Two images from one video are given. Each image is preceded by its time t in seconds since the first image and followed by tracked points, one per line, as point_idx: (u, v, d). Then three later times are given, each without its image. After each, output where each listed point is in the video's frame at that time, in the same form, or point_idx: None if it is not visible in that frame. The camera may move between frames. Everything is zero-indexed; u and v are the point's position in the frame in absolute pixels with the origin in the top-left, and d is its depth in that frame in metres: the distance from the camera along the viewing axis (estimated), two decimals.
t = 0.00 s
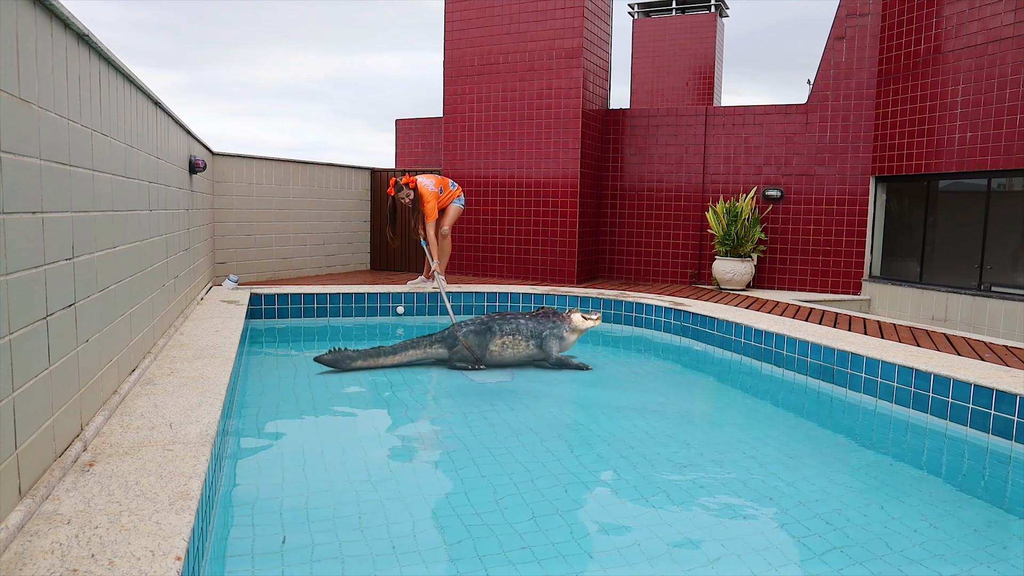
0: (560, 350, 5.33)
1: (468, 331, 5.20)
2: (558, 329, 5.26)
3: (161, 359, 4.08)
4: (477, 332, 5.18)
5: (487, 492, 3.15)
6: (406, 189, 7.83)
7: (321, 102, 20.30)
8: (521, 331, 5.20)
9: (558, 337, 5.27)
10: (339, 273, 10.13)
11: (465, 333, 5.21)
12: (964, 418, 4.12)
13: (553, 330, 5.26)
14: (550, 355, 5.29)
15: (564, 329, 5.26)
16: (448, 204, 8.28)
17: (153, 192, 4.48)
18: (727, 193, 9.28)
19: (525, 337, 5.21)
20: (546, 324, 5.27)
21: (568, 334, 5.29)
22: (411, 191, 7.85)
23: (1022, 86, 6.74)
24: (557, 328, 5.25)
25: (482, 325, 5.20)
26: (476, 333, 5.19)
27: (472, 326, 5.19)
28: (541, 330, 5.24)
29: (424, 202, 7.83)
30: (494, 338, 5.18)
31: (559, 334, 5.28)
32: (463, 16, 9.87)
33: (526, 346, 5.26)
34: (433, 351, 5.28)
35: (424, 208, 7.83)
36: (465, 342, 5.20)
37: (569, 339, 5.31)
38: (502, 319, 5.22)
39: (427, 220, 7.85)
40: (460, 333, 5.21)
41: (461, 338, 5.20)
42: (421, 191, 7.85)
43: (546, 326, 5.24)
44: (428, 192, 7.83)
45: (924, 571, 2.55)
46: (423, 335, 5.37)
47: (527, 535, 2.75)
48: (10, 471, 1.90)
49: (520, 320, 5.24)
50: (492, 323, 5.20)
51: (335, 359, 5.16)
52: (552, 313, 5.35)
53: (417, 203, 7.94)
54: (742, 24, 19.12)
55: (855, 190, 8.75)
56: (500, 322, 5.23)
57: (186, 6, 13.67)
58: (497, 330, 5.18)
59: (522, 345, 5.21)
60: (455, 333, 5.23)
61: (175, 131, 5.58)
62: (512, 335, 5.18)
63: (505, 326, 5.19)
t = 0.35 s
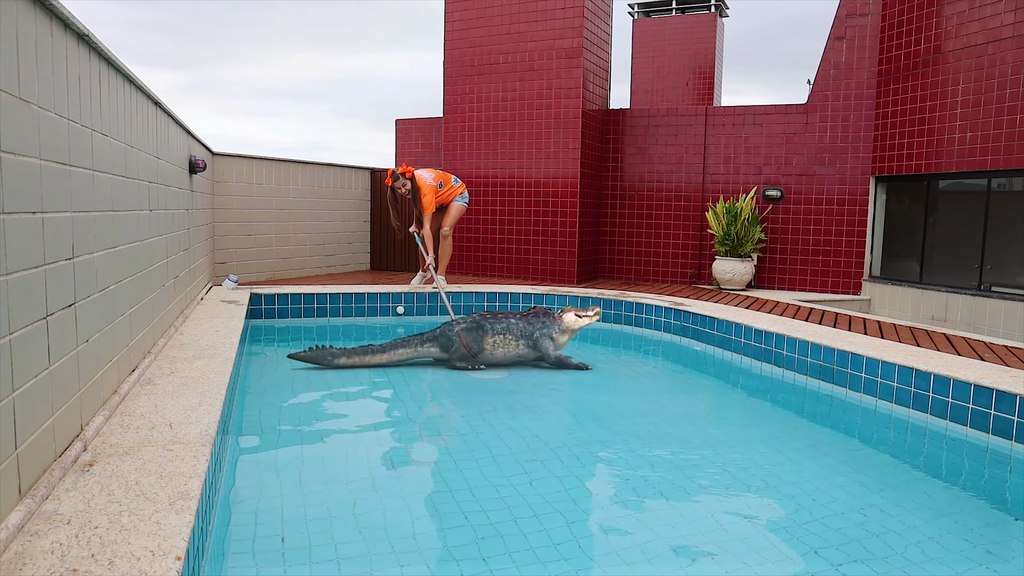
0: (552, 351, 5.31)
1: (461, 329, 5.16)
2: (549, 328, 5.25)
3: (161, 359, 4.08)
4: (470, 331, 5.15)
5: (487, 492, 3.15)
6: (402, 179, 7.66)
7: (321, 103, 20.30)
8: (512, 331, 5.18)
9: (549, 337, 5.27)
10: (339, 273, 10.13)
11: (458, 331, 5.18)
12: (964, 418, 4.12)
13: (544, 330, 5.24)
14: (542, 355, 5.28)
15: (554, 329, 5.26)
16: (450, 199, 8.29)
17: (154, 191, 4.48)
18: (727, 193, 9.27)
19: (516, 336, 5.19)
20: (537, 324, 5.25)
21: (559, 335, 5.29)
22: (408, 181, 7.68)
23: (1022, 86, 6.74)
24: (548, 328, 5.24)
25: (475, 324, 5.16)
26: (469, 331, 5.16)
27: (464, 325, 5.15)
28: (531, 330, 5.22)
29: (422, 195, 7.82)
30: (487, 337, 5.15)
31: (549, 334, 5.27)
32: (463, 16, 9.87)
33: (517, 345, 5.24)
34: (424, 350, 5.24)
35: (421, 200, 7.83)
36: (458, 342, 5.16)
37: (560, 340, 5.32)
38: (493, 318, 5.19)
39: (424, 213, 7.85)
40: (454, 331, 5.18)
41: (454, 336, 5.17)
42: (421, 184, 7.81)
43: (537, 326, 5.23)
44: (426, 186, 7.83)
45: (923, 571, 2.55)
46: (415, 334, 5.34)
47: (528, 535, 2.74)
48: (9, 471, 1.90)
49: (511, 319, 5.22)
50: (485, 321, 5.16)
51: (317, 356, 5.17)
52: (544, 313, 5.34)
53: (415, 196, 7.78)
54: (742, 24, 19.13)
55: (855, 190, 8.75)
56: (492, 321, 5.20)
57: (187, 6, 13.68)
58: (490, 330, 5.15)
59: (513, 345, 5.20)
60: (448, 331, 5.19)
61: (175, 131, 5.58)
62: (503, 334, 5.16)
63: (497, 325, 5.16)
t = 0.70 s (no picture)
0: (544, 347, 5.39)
1: (455, 327, 5.20)
2: (542, 324, 5.27)
3: (161, 359, 4.09)
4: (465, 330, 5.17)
5: (487, 492, 3.16)
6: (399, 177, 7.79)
7: (321, 102, 20.30)
8: (505, 330, 5.23)
9: (542, 333, 5.29)
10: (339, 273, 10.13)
11: (453, 329, 5.22)
12: (964, 418, 4.12)
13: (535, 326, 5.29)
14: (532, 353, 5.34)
15: (546, 325, 5.27)
16: (448, 200, 8.32)
17: (154, 191, 4.48)
18: (727, 193, 9.28)
19: (509, 335, 5.25)
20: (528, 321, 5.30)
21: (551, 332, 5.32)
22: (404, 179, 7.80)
23: (1022, 86, 6.74)
24: (540, 324, 5.26)
25: (470, 322, 5.19)
26: (464, 329, 5.19)
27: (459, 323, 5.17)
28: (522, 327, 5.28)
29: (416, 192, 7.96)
30: (481, 335, 5.20)
31: (541, 330, 5.29)
32: (463, 16, 9.87)
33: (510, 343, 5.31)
34: (418, 346, 5.28)
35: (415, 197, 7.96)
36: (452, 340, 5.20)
37: (553, 336, 5.33)
38: (487, 317, 5.23)
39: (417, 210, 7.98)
40: (449, 329, 5.21)
41: (449, 334, 5.21)
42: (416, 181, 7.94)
43: (529, 323, 5.26)
44: (422, 182, 7.98)
45: (924, 571, 2.55)
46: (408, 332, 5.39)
47: (527, 535, 2.75)
48: (10, 471, 1.90)
49: (505, 318, 5.26)
50: (479, 320, 5.20)
51: (313, 351, 5.35)
52: (536, 309, 5.36)
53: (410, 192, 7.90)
54: (742, 24, 19.13)
55: (855, 190, 8.74)
56: (486, 320, 5.24)
57: (187, 6, 13.69)
58: (484, 328, 5.19)
59: (507, 344, 5.26)
60: (443, 328, 5.23)
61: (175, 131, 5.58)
62: (497, 333, 5.22)
63: (491, 324, 5.21)
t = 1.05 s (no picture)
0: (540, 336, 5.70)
1: (453, 318, 5.48)
2: (536, 314, 5.55)
3: (161, 359, 4.08)
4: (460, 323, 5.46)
5: (487, 492, 3.15)
6: (394, 172, 7.97)
7: (321, 102, 20.29)
8: (500, 322, 5.51)
9: (535, 323, 5.56)
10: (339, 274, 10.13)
11: (451, 320, 5.50)
12: (964, 418, 4.12)
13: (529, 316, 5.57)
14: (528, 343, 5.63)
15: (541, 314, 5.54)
16: (448, 199, 8.29)
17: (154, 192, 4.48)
18: (727, 193, 9.27)
19: (504, 326, 5.54)
20: (522, 311, 5.59)
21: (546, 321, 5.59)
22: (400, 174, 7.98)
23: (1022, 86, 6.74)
24: (534, 313, 5.53)
25: (467, 314, 5.49)
26: (462, 321, 5.47)
27: (455, 315, 5.44)
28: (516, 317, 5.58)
29: (414, 188, 8.01)
30: (479, 326, 5.48)
31: (536, 319, 5.56)
32: (463, 16, 9.87)
33: (506, 333, 5.61)
34: (416, 337, 5.56)
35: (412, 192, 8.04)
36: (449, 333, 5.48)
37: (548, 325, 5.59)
38: (484, 309, 5.53)
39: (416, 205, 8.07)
40: (446, 320, 5.49)
41: (448, 325, 5.49)
42: (413, 176, 8.02)
43: (523, 312, 5.55)
44: (421, 179, 7.99)
45: (924, 571, 2.55)
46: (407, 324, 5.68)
47: (527, 535, 2.74)
48: (10, 471, 1.90)
49: (501, 311, 5.56)
50: (476, 312, 5.49)
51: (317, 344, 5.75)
52: (531, 301, 5.63)
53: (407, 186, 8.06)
54: (742, 25, 19.12)
55: (855, 190, 8.74)
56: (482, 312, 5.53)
57: (188, 6, 13.71)
58: (481, 319, 5.48)
59: (503, 336, 5.55)
60: (441, 320, 5.51)
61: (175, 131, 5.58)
62: (492, 326, 5.50)
63: (487, 315, 5.50)
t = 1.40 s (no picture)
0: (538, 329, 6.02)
1: (452, 311, 5.84)
2: (534, 306, 5.89)
3: (161, 359, 4.08)
4: (459, 315, 5.82)
5: (487, 492, 3.16)
6: (394, 171, 7.87)
7: (321, 102, 20.28)
8: (498, 315, 5.88)
9: (533, 315, 5.90)
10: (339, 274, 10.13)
11: (450, 313, 5.85)
12: (964, 418, 4.12)
13: (528, 308, 5.93)
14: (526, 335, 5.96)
15: (538, 306, 5.88)
16: (450, 199, 8.30)
17: (154, 192, 4.47)
18: (727, 193, 9.27)
19: (503, 319, 5.90)
20: (520, 304, 5.93)
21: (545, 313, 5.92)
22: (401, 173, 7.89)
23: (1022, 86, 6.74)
24: (532, 305, 5.87)
25: (466, 306, 5.85)
26: (461, 313, 5.83)
27: (454, 308, 5.80)
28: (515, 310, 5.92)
29: (416, 186, 7.98)
30: (477, 318, 5.84)
31: (533, 311, 5.90)
32: (463, 16, 9.87)
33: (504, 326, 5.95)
34: (415, 330, 5.87)
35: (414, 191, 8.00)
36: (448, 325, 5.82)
37: (545, 317, 5.92)
38: (482, 302, 5.88)
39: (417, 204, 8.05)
40: (446, 313, 5.85)
41: (447, 318, 5.84)
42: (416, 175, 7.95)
43: (521, 305, 5.89)
44: (422, 177, 7.97)
45: (924, 571, 2.55)
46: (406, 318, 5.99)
47: (527, 535, 2.74)
48: (10, 471, 1.90)
49: (499, 304, 5.92)
50: (475, 305, 5.85)
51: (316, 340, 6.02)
52: (529, 294, 5.98)
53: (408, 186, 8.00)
54: (742, 25, 19.12)
55: (855, 190, 8.74)
56: (481, 305, 5.89)
57: (188, 6, 13.72)
58: (479, 311, 5.84)
59: (501, 327, 5.89)
60: (440, 313, 5.85)
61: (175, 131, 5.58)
62: (490, 318, 5.87)
63: (486, 308, 5.86)
